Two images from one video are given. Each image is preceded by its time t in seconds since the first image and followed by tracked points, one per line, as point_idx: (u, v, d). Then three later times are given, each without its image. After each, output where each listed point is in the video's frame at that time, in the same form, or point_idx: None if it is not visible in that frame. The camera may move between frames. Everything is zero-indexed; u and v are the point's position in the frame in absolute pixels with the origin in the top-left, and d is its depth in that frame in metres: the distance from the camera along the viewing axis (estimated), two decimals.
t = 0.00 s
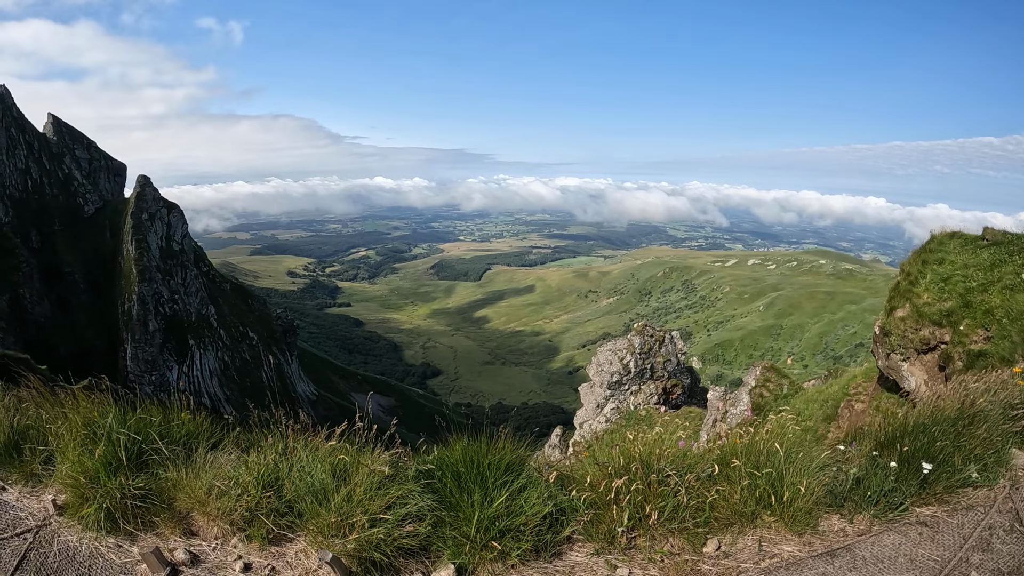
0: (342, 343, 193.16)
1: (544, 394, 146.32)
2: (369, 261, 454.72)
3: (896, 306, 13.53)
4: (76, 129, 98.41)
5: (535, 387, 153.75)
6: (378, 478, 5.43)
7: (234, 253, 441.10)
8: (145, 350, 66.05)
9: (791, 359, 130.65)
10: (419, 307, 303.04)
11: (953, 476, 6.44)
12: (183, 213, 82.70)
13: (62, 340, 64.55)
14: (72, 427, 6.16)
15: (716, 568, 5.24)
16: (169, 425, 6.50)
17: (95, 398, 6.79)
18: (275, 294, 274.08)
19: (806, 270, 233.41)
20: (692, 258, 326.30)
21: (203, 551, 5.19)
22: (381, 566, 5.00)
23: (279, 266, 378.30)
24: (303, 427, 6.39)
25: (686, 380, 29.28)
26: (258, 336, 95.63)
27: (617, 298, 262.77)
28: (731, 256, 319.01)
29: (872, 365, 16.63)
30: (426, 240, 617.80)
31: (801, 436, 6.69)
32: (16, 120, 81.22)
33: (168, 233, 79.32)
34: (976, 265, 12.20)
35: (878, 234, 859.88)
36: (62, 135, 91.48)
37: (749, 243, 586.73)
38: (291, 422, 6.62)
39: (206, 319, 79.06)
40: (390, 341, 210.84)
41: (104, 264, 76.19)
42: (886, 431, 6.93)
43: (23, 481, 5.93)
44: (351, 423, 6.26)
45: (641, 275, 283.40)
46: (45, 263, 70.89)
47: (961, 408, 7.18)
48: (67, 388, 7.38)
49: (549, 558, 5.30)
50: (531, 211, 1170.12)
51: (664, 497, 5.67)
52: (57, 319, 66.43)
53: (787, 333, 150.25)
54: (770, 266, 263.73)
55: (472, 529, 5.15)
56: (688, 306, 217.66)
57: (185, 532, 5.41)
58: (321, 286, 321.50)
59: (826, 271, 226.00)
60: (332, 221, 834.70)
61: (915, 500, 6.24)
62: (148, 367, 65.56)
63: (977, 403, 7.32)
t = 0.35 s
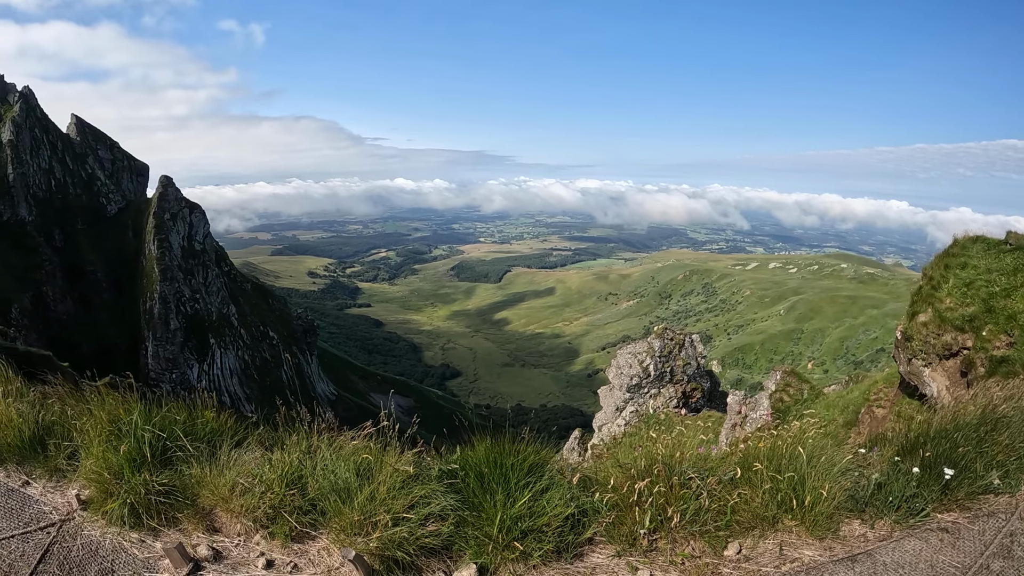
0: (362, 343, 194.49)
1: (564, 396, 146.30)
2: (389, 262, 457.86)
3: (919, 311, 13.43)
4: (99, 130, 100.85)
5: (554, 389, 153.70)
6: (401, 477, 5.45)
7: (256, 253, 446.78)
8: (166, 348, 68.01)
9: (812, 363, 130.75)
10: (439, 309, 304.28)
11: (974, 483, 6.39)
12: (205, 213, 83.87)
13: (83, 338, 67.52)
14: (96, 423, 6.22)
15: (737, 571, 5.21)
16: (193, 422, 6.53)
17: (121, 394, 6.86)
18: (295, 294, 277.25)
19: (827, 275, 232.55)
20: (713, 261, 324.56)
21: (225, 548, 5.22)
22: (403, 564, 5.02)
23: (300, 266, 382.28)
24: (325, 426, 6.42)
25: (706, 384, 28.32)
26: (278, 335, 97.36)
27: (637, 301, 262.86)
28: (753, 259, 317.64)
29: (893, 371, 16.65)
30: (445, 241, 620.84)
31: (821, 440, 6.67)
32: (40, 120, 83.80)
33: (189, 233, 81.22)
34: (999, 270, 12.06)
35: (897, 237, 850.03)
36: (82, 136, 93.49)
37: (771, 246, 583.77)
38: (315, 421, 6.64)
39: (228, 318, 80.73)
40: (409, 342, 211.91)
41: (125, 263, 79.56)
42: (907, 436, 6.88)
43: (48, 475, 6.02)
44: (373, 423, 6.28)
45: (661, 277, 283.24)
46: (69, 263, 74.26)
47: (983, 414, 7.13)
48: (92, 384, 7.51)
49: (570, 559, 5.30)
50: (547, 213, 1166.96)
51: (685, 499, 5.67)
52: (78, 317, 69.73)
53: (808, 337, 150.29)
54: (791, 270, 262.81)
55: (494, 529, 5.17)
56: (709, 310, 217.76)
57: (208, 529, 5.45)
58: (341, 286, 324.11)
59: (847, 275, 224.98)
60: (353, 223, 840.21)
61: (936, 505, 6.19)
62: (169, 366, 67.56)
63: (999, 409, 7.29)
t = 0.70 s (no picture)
0: (387, 345, 195.61)
1: (588, 399, 145.72)
2: (415, 263, 460.79)
3: (946, 316, 13.26)
4: (127, 134, 103.15)
5: (578, 392, 153.17)
6: (430, 478, 5.47)
7: (282, 253, 452.12)
8: (192, 347, 70.89)
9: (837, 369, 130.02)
10: (463, 310, 304.77)
11: (1003, 490, 6.31)
12: (231, 214, 87.45)
13: (110, 335, 71.47)
14: (127, 420, 6.32)
15: None
16: (223, 420, 6.57)
17: (150, 391, 6.93)
18: (319, 295, 280.60)
19: (853, 280, 230.22)
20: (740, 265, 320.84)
21: (253, 545, 5.27)
22: (430, 565, 5.01)
23: (326, 267, 386.52)
24: (354, 427, 6.46)
25: (731, 389, 26.91)
26: (304, 336, 98.65)
27: (662, 305, 261.89)
28: (779, 263, 314.69)
29: (921, 377, 16.38)
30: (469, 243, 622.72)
31: (850, 446, 6.62)
32: (70, 124, 89.96)
33: (216, 234, 85.07)
34: None
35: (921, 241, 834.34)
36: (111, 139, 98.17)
37: (798, 250, 578.79)
38: (343, 420, 6.67)
39: (254, 319, 83.52)
40: (434, 344, 212.55)
41: (152, 262, 82.94)
42: (936, 442, 6.83)
43: (79, 470, 6.09)
44: (401, 426, 6.30)
45: (687, 281, 282.11)
46: (98, 262, 79.25)
47: (1014, 422, 7.05)
48: (124, 382, 7.67)
49: (598, 563, 5.27)
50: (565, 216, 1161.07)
51: (714, 503, 5.64)
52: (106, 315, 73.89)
53: (833, 342, 149.75)
54: (818, 274, 260.60)
55: (521, 531, 5.16)
56: (734, 314, 217.23)
57: (236, 526, 5.48)
58: (365, 287, 326.52)
59: (874, 280, 222.78)
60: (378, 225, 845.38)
61: (963, 513, 6.13)
62: (194, 364, 70.27)
63: None
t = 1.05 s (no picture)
0: (416, 347, 196.37)
1: (616, 403, 144.67)
2: (444, 266, 464.02)
3: (979, 322, 12.90)
4: (160, 136, 108.05)
5: (606, 396, 152.23)
6: (463, 479, 5.50)
7: (313, 255, 458.81)
8: (222, 347, 70.61)
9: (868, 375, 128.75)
10: (492, 313, 304.72)
11: None
12: (261, 216, 88.37)
13: (142, 334, 72.00)
14: (160, 417, 6.44)
15: None
16: (256, 420, 6.61)
17: (182, 390, 7.02)
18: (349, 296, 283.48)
19: (885, 284, 227.39)
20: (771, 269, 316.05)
21: (286, 543, 5.36)
22: (463, 566, 5.05)
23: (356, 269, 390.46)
24: (388, 428, 6.47)
25: (760, 395, 25.67)
26: (333, 337, 98.58)
27: (691, 308, 260.61)
28: (810, 267, 310.81)
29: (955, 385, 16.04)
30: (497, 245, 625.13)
31: (883, 453, 6.54)
32: (102, 127, 91.56)
33: (247, 235, 85.07)
34: None
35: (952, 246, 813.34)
36: (143, 142, 102.47)
37: (829, 254, 572.92)
38: (378, 422, 6.66)
39: (283, 319, 82.88)
40: (462, 346, 212.92)
41: (183, 262, 83.53)
42: (971, 450, 6.76)
43: (113, 466, 6.27)
44: (434, 427, 6.33)
45: (717, 285, 280.18)
46: (130, 262, 79.82)
47: None
48: (157, 379, 7.88)
49: (629, 567, 5.27)
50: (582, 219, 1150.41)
51: (745, 509, 5.62)
52: (139, 314, 74.35)
53: (864, 348, 148.72)
54: (848, 278, 257.44)
55: (554, 533, 5.18)
56: (764, 318, 216.09)
57: (270, 524, 5.57)
58: (394, 288, 328.32)
59: (906, 284, 219.55)
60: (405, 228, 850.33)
61: (996, 523, 6.06)
62: (224, 364, 70.07)
63: None
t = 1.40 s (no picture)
0: (447, 350, 196.83)
1: (648, 409, 144.26)
2: (475, 269, 465.17)
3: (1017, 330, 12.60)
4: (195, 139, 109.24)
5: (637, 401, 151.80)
6: (502, 482, 5.53)
7: (345, 257, 463.24)
8: (255, 347, 73.76)
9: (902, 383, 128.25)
10: (524, 317, 304.56)
11: None
12: (295, 218, 89.34)
13: (176, 335, 72.68)
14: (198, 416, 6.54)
15: None
16: (295, 421, 6.69)
17: (219, 389, 7.16)
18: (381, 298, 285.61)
19: (919, 292, 224.50)
20: (806, 275, 311.66)
21: (322, 543, 5.45)
22: (499, 568, 5.09)
23: (388, 271, 393.14)
24: (426, 430, 6.54)
25: (794, 403, 24.67)
26: (365, 339, 99.83)
27: (723, 314, 258.95)
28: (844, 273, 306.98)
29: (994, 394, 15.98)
30: (531, 249, 625.61)
31: (921, 462, 6.47)
32: (139, 130, 91.54)
33: (281, 238, 86.98)
34: None
35: (987, 252, 791.39)
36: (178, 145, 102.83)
37: (863, 260, 566.13)
38: (416, 425, 6.71)
39: (316, 320, 85.20)
40: (493, 349, 213.38)
41: (216, 264, 84.32)
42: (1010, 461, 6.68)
43: (151, 464, 6.59)
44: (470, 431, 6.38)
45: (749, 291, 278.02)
46: (165, 263, 80.42)
47: None
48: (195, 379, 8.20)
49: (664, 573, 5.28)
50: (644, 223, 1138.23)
51: (783, 517, 5.61)
52: (173, 315, 75.07)
53: (898, 356, 148.25)
54: (882, 285, 254.25)
55: (591, 539, 5.19)
56: (797, 325, 214.92)
57: (307, 523, 5.66)
58: (427, 291, 329.63)
59: (941, 292, 216.62)
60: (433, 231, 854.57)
61: None
62: (256, 364, 73.23)
63: None
